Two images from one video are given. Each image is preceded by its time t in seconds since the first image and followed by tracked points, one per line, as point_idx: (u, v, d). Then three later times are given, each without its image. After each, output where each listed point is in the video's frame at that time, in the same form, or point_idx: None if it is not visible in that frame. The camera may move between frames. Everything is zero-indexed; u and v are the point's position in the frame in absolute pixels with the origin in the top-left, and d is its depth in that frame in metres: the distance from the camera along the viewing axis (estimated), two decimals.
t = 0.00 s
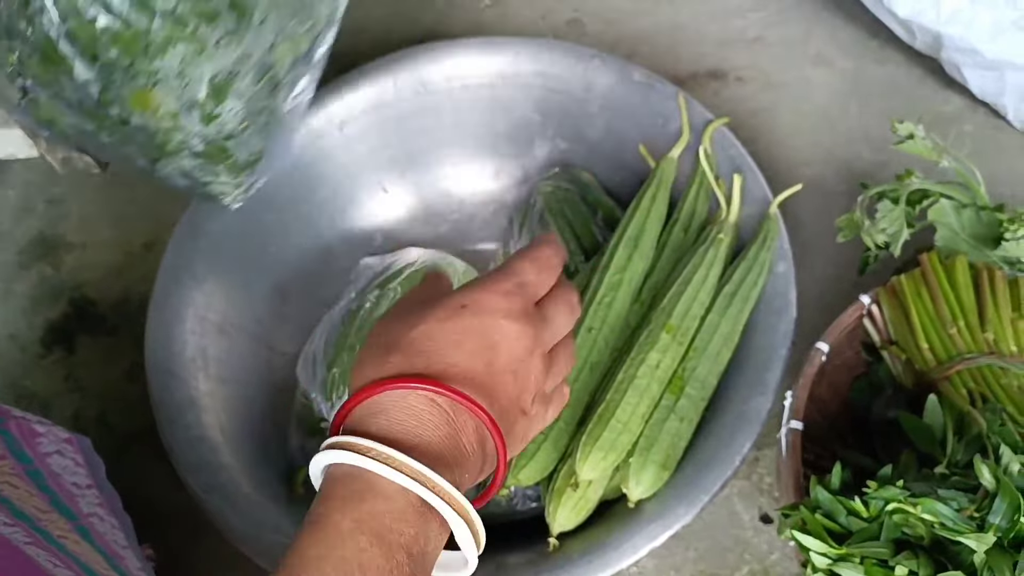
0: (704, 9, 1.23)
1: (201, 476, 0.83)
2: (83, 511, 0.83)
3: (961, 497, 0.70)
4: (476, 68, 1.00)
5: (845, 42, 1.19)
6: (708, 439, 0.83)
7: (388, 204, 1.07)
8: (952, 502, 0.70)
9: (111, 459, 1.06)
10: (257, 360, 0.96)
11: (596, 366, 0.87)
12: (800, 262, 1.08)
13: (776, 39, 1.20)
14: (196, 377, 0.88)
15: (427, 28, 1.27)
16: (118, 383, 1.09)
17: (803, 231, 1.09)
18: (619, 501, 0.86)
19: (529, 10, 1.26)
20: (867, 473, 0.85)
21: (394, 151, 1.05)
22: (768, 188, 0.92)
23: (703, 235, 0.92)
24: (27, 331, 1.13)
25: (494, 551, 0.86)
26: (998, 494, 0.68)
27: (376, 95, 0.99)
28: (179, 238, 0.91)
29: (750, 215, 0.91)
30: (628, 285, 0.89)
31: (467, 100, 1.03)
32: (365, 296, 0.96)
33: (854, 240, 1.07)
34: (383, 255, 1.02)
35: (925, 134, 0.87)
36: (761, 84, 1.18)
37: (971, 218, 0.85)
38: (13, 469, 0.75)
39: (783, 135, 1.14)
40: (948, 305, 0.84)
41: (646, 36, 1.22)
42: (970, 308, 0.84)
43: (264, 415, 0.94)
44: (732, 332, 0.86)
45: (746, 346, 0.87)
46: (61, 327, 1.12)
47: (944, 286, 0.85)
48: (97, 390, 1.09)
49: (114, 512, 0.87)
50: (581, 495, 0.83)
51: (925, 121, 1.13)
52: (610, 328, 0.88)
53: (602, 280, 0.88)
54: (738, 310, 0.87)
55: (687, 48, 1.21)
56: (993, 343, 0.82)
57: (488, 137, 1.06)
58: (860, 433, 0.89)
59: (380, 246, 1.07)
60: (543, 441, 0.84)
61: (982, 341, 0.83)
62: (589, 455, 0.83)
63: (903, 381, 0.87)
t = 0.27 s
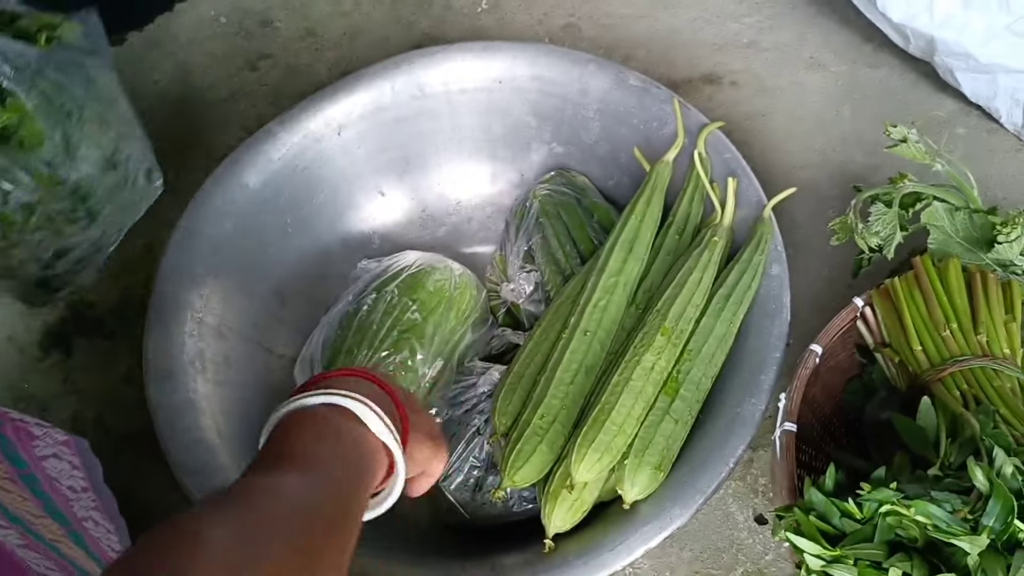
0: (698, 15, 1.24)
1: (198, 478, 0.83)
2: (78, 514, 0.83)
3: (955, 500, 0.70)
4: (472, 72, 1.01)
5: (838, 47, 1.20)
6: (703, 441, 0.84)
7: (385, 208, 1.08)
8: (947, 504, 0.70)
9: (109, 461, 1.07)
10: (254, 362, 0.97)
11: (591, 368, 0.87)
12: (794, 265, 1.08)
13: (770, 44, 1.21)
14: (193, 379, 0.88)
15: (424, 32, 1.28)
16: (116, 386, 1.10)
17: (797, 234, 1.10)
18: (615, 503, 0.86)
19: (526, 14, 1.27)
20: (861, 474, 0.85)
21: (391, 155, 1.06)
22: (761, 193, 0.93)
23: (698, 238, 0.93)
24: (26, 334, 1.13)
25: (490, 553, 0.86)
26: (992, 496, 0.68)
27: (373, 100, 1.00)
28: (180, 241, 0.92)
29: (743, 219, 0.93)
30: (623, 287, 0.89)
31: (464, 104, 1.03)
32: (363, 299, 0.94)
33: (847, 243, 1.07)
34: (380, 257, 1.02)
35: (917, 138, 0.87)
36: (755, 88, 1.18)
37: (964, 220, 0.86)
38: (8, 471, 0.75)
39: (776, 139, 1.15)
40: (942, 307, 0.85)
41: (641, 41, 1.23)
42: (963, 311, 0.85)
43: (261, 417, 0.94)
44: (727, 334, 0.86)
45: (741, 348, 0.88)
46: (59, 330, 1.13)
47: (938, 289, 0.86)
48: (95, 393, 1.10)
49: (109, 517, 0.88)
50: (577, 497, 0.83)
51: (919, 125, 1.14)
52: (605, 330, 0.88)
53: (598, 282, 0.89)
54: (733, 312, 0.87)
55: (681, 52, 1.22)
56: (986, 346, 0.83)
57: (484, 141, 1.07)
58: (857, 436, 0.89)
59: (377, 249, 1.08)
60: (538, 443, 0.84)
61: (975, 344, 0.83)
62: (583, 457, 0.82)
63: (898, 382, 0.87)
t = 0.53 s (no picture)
0: (682, 25, 1.25)
1: (182, 496, 0.83)
2: (38, 519, 0.81)
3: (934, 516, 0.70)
4: (455, 85, 1.01)
5: (821, 56, 1.21)
6: (686, 455, 0.84)
7: (370, 221, 1.08)
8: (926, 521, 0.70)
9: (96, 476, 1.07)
10: (239, 378, 0.97)
11: (574, 382, 0.87)
12: (779, 275, 1.09)
13: (754, 53, 1.22)
14: (176, 396, 0.88)
15: (409, 43, 1.28)
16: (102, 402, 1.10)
17: (781, 245, 1.10)
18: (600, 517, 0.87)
19: (511, 25, 1.27)
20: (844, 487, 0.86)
21: (376, 168, 1.06)
22: (745, 206, 0.94)
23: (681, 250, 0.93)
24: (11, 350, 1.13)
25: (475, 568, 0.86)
26: (972, 512, 0.68)
27: (357, 113, 1.00)
28: (163, 255, 0.92)
29: (726, 231, 0.93)
30: (606, 300, 0.89)
31: (448, 117, 1.03)
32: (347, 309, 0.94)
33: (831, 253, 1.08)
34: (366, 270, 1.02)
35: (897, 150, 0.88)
36: (739, 98, 1.19)
37: (945, 233, 0.87)
38: None
39: (760, 148, 1.15)
40: (924, 320, 0.85)
41: (626, 51, 1.24)
42: (945, 324, 0.85)
43: (245, 433, 0.94)
44: (710, 347, 0.86)
45: (725, 362, 0.88)
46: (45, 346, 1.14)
47: (921, 301, 0.86)
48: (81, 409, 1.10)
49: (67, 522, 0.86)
50: (562, 512, 0.83)
51: (902, 133, 1.14)
52: (588, 344, 0.88)
53: (583, 296, 0.89)
54: (716, 324, 0.87)
55: (666, 62, 1.22)
56: (968, 359, 0.83)
57: (469, 154, 1.07)
58: (841, 446, 0.91)
59: (363, 261, 1.08)
60: (523, 458, 0.84)
61: (957, 357, 0.83)
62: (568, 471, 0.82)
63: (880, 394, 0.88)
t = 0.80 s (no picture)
0: (667, 26, 1.25)
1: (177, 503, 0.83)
2: (32, 529, 0.82)
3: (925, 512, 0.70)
4: (445, 89, 1.01)
5: (808, 55, 1.21)
6: (690, 453, 0.85)
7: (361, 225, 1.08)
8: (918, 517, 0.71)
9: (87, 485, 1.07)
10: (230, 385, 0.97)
11: (578, 380, 0.87)
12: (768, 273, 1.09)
13: (740, 53, 1.22)
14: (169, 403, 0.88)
15: (396, 47, 1.28)
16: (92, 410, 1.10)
17: (770, 243, 1.10)
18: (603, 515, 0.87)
19: (497, 27, 1.27)
20: (838, 484, 0.86)
21: (366, 173, 1.06)
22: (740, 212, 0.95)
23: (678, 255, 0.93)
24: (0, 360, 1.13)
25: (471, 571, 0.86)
26: (964, 507, 0.68)
27: (352, 112, 1.00)
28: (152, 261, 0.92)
29: (723, 237, 0.94)
30: (610, 299, 0.89)
31: (438, 121, 1.03)
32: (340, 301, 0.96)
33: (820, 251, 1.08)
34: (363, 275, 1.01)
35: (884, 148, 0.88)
36: (726, 97, 1.19)
37: (933, 230, 0.88)
38: None
39: (748, 148, 1.16)
40: (913, 316, 0.85)
41: (612, 53, 1.24)
42: (934, 319, 0.85)
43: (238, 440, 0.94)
44: (711, 347, 0.87)
45: (724, 364, 0.88)
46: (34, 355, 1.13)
47: (910, 297, 0.86)
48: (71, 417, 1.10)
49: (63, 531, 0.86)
50: (568, 509, 0.83)
51: (889, 131, 1.15)
52: (593, 341, 0.88)
53: (586, 294, 0.89)
54: (718, 325, 0.88)
55: (652, 63, 1.23)
56: (957, 354, 0.84)
57: (459, 158, 1.07)
58: (834, 444, 0.91)
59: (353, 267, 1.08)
60: (531, 455, 0.84)
61: (946, 352, 0.84)
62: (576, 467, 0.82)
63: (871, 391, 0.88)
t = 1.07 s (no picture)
0: (676, 24, 1.26)
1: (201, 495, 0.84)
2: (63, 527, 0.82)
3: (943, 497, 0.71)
4: (459, 85, 1.02)
5: (816, 52, 1.22)
6: (705, 443, 0.85)
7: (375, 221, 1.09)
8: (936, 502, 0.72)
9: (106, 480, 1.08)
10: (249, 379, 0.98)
11: (592, 374, 0.88)
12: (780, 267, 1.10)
13: (749, 49, 1.23)
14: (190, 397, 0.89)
15: (407, 45, 1.29)
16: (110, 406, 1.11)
17: (781, 237, 1.11)
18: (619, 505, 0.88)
19: (507, 26, 1.28)
20: (853, 473, 0.87)
21: (380, 169, 1.07)
22: (751, 204, 0.95)
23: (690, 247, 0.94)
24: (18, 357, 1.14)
25: (492, 560, 0.87)
26: (981, 492, 0.70)
27: (365, 109, 1.00)
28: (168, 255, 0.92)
29: (734, 229, 0.94)
30: (622, 293, 0.90)
31: (453, 117, 1.04)
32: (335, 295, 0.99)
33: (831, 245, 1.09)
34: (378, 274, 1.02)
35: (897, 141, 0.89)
36: (736, 94, 1.20)
37: (946, 222, 0.89)
38: None
39: (758, 143, 1.17)
40: (927, 308, 0.86)
41: (622, 50, 1.25)
42: (947, 310, 0.86)
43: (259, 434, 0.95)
44: (724, 340, 0.88)
45: (738, 355, 0.89)
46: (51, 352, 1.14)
47: (923, 289, 0.87)
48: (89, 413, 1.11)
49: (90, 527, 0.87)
50: (585, 500, 0.84)
51: (898, 126, 1.16)
52: (607, 336, 0.89)
53: (599, 289, 0.90)
54: (731, 316, 0.88)
55: (661, 60, 1.24)
56: (970, 344, 0.85)
57: (473, 154, 1.08)
58: (847, 434, 0.92)
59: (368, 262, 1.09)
60: (546, 447, 0.85)
61: (959, 342, 0.85)
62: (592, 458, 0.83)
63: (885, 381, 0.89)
